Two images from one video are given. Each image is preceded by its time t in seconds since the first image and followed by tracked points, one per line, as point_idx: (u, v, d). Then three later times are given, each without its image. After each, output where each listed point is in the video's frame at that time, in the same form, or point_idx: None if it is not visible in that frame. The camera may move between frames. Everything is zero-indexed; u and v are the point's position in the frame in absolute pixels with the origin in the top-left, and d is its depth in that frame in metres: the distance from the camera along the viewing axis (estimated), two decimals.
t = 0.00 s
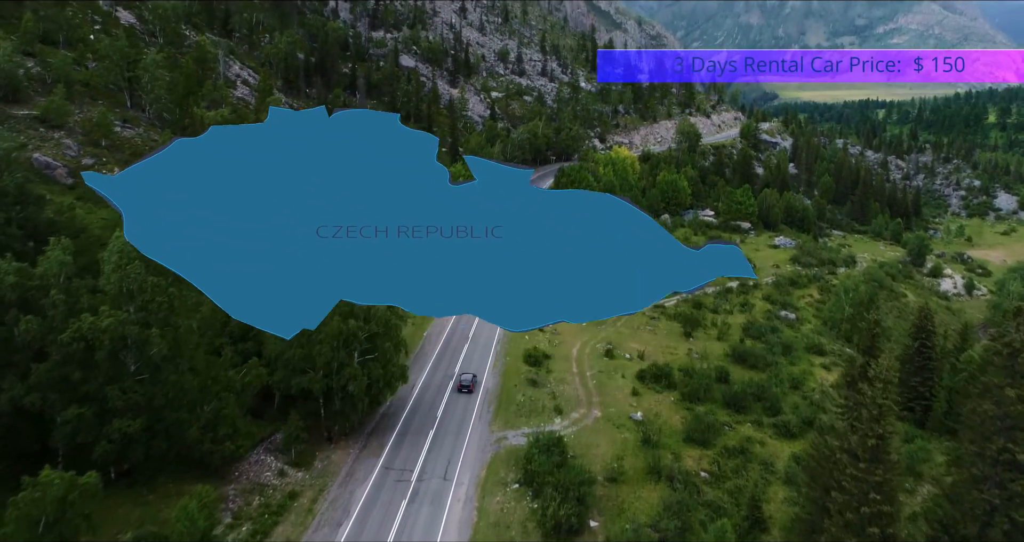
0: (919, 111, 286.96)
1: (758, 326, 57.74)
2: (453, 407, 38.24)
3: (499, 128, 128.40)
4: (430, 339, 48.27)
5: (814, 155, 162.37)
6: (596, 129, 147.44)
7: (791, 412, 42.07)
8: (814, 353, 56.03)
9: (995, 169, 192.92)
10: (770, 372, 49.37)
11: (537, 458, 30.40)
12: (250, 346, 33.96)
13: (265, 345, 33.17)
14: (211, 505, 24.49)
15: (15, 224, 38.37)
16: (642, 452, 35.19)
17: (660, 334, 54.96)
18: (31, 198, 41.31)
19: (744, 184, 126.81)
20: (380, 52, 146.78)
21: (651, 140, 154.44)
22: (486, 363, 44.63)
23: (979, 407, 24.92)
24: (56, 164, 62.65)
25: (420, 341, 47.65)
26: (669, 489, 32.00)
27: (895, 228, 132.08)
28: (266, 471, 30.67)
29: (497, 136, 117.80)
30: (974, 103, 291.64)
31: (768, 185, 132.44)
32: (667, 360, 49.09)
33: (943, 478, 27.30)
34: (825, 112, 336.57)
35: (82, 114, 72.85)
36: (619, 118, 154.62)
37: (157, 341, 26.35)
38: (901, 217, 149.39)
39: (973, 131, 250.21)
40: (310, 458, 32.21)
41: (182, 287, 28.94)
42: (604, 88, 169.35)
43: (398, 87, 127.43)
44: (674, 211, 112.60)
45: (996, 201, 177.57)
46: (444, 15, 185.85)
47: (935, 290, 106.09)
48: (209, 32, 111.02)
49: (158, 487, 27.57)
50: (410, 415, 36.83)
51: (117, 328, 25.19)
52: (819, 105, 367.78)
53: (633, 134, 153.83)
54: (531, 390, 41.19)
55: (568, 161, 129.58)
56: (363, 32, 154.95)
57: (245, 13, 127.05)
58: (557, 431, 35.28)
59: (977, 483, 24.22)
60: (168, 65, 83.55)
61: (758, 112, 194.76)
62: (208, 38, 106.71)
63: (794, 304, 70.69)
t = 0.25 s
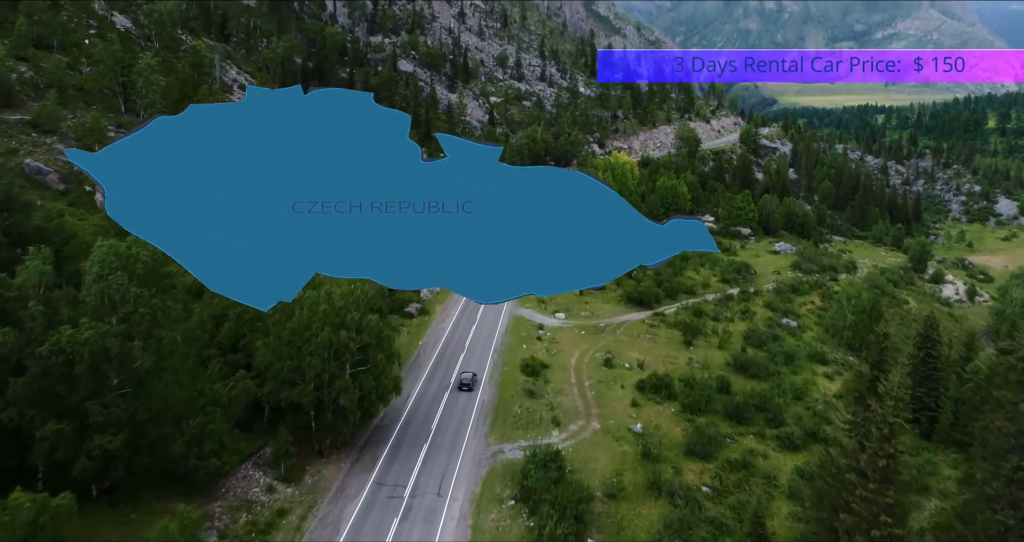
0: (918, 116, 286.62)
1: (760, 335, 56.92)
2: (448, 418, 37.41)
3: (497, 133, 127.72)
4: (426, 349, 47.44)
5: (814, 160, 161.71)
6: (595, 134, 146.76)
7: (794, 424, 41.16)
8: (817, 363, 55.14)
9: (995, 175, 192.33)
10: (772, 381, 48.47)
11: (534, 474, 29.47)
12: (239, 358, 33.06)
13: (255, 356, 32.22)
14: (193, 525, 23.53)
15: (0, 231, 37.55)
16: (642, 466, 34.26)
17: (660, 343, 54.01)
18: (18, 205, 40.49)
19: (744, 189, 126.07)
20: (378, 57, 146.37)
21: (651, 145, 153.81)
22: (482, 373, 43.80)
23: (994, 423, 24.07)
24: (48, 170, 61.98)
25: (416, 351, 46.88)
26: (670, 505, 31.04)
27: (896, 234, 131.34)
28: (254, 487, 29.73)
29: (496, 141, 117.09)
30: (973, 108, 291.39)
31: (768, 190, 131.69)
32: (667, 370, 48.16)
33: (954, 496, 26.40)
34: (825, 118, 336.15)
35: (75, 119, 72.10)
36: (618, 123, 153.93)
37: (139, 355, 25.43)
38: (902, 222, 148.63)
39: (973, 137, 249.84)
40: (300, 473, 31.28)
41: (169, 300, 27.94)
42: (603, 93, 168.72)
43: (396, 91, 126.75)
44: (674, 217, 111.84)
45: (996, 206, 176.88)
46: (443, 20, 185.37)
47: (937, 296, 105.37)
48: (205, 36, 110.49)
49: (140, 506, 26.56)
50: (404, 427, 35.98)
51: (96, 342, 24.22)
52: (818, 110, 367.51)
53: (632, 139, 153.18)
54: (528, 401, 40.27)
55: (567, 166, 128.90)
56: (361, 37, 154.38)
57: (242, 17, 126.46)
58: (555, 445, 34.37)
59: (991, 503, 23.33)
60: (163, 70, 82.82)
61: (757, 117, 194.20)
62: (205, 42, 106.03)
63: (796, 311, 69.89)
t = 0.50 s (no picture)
0: (918, 121, 286.20)
1: (762, 344, 56.13)
2: (443, 431, 36.52)
3: (496, 138, 126.99)
4: (421, 359, 46.62)
5: (814, 165, 161.00)
6: (594, 139, 146.01)
7: (797, 436, 40.22)
8: (820, 372, 54.21)
9: (995, 181, 191.70)
10: (774, 392, 47.54)
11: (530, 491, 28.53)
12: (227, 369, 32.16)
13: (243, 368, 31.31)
14: None
15: None
16: (642, 481, 33.28)
17: (659, 352, 53.06)
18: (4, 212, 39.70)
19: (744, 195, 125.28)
20: (376, 61, 145.79)
21: (650, 150, 153.10)
22: (479, 384, 42.87)
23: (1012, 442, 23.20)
24: (40, 175, 61.11)
25: (411, 361, 46.06)
26: (671, 522, 30.07)
27: (897, 239, 130.56)
28: (242, 503, 28.79)
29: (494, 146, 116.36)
30: (973, 113, 290.84)
31: (768, 196, 130.83)
32: (668, 380, 47.20)
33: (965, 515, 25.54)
34: (824, 123, 335.66)
35: (68, 124, 71.30)
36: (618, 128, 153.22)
37: (121, 369, 24.59)
38: (903, 228, 147.72)
39: (972, 142, 249.40)
40: (290, 487, 30.36)
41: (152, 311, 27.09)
42: (602, 98, 168.01)
43: (394, 96, 125.98)
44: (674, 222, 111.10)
45: (997, 212, 176.02)
46: (442, 24, 184.81)
47: (939, 302, 104.50)
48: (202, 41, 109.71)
49: (122, 524, 25.61)
50: (398, 440, 35.06)
51: (75, 355, 23.32)
52: (818, 116, 367.18)
53: (631, 144, 152.47)
54: (526, 413, 39.31)
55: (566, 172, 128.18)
56: (359, 41, 153.71)
57: (239, 22, 125.76)
58: (553, 459, 33.38)
59: (1004, 524, 22.48)
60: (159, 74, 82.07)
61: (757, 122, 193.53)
62: (201, 46, 105.27)
63: (797, 319, 69.07)
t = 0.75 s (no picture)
0: (917, 127, 285.72)
1: (763, 353, 55.31)
2: (439, 444, 35.65)
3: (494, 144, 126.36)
4: (417, 368, 45.82)
5: (815, 171, 160.27)
6: (594, 144, 145.29)
7: (801, 449, 39.29)
8: (823, 382, 53.27)
9: (996, 186, 191.03)
10: (776, 402, 46.63)
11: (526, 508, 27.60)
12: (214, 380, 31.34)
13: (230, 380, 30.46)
14: None
15: None
16: (642, 496, 32.30)
17: (660, 361, 52.09)
18: None
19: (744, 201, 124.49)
20: (374, 66, 145.18)
21: (650, 155, 152.35)
22: (475, 395, 41.97)
23: None
24: (31, 181, 60.23)
25: (406, 371, 45.22)
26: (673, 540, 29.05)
27: (898, 245, 129.76)
28: (228, 521, 27.83)
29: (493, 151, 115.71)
30: (972, 118, 290.35)
31: (768, 201, 130.04)
32: (668, 390, 46.22)
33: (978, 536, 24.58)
34: (823, 128, 335.07)
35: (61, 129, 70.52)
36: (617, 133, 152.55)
37: (101, 383, 23.64)
38: (904, 234, 146.91)
39: (972, 147, 248.89)
40: (279, 503, 29.37)
41: (136, 323, 26.19)
42: (601, 103, 167.26)
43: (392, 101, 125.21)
44: (673, 228, 110.36)
45: (998, 217, 175.28)
46: (441, 29, 184.24)
47: (941, 309, 103.67)
48: (200, 46, 108.86)
49: None
50: (391, 455, 34.14)
51: (53, 370, 22.32)
52: (817, 121, 366.67)
53: (630, 150, 151.68)
54: (523, 425, 38.32)
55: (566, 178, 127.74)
56: (358, 47, 153.03)
57: (237, 27, 125.01)
58: (550, 475, 32.40)
59: None
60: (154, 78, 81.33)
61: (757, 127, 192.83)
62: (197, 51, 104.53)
63: (799, 326, 68.20)
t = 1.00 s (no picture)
0: (918, 132, 285.13)
1: (765, 362, 54.42)
2: (434, 457, 34.83)
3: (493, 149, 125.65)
4: (412, 378, 45.01)
5: (815, 176, 159.51)
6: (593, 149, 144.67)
7: (806, 461, 38.32)
8: (827, 391, 52.34)
9: (997, 192, 190.22)
10: (779, 412, 45.68)
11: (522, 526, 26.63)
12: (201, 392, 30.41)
13: (218, 392, 29.55)
14: None
15: None
16: (643, 513, 31.31)
17: (661, 370, 51.10)
18: None
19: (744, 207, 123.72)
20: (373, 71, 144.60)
21: (649, 160, 151.61)
22: (472, 405, 41.21)
23: None
24: (23, 187, 59.49)
25: (402, 381, 44.39)
26: None
27: (900, 251, 128.93)
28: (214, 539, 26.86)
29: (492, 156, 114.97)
30: (973, 124, 289.91)
31: (769, 207, 129.24)
32: (669, 400, 45.28)
33: None
34: (823, 133, 334.46)
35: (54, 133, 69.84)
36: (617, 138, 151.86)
37: (80, 398, 22.70)
38: (906, 239, 146.05)
39: (972, 152, 248.32)
40: (267, 519, 28.40)
41: (118, 335, 25.28)
42: (601, 108, 166.62)
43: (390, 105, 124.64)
44: (674, 234, 109.55)
45: (999, 223, 174.51)
46: (440, 34, 183.83)
47: (943, 315, 102.78)
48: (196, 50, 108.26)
49: None
50: (385, 469, 33.26)
51: (28, 385, 21.39)
52: (817, 126, 366.01)
53: (630, 155, 150.93)
54: (521, 437, 37.42)
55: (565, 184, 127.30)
56: (357, 52, 152.49)
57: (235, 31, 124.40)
58: (548, 491, 31.42)
59: None
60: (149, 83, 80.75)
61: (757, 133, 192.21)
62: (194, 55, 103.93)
63: (801, 334, 67.26)
